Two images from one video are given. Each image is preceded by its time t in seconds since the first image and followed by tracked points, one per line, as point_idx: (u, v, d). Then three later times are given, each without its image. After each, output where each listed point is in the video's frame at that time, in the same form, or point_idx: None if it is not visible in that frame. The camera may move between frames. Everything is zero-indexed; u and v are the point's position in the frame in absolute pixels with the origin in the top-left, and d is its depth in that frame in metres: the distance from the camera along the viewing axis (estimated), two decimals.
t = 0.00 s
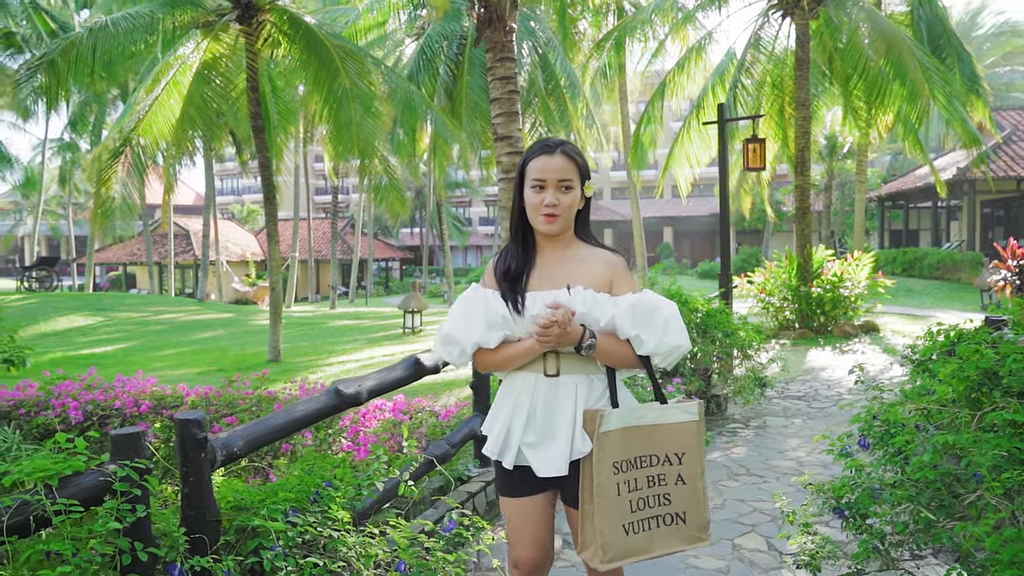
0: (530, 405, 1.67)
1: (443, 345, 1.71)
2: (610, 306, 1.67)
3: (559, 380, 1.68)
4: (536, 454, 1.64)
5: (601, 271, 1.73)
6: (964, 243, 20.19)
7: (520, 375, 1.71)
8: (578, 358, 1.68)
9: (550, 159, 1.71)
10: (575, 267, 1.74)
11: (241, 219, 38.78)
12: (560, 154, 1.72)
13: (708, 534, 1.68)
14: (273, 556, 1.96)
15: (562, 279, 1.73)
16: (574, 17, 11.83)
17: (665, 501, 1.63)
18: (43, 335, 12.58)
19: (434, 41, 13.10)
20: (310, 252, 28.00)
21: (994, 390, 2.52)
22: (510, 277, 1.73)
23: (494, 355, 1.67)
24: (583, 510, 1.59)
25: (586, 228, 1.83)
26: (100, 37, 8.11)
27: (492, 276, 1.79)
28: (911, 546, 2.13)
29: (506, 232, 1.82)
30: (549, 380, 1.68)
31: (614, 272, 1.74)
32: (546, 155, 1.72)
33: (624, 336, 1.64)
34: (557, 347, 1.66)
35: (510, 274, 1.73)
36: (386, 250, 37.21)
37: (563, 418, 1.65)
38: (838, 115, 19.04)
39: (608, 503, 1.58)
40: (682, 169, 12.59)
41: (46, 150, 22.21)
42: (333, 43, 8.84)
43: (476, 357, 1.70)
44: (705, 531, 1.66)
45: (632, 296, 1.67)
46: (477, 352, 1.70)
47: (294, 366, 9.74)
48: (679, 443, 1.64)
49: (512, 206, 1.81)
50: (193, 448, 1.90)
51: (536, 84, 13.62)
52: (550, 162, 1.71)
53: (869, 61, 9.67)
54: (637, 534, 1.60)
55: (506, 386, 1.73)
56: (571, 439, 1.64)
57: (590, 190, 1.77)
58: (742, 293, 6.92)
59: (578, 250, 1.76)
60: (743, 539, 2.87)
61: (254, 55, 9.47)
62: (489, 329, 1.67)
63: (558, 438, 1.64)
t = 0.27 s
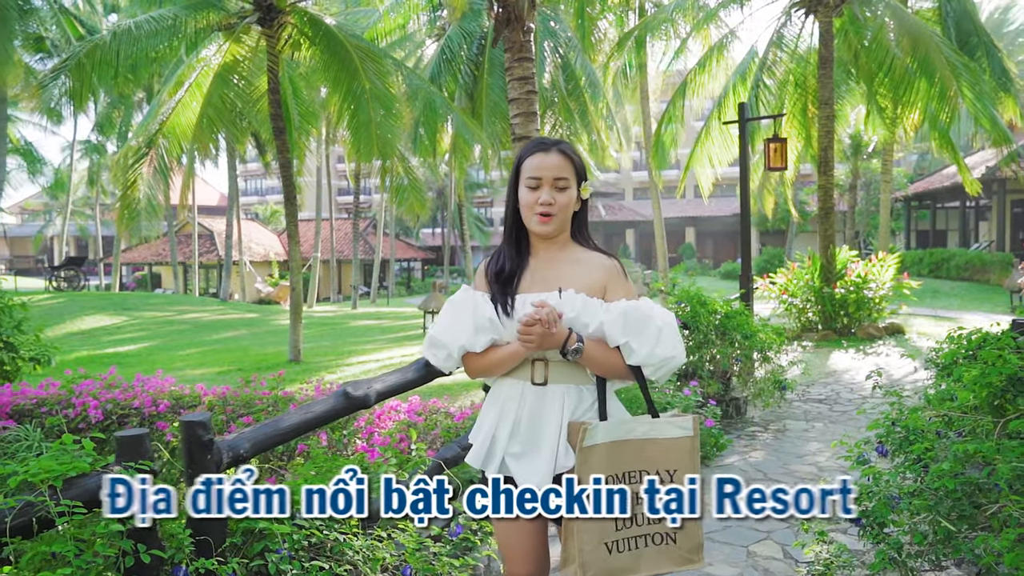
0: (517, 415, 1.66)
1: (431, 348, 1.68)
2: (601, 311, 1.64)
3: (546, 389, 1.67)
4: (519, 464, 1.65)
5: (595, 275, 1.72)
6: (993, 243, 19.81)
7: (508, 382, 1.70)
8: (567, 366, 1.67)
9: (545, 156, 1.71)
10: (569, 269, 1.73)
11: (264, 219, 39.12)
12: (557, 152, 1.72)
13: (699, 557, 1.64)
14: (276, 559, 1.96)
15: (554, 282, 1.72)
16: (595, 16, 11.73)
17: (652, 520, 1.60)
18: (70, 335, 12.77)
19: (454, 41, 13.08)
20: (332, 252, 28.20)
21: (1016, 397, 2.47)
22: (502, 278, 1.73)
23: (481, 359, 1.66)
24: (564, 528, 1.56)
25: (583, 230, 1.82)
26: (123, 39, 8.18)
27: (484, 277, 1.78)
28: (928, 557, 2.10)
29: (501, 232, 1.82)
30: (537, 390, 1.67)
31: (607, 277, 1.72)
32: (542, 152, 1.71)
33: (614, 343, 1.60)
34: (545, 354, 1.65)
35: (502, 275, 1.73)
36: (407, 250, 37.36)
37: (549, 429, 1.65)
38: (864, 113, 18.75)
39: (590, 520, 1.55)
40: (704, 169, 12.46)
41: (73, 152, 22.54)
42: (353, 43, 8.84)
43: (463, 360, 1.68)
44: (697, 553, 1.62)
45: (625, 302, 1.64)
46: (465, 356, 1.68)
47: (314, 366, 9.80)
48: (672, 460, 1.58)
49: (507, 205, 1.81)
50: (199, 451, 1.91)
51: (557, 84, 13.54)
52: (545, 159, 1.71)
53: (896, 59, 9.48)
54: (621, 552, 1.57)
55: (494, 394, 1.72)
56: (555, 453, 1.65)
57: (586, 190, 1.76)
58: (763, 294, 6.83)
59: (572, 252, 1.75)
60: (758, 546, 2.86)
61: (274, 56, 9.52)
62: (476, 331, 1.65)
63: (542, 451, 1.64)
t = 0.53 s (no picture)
0: (502, 423, 1.66)
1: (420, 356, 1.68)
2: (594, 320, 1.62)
3: (534, 399, 1.66)
4: (503, 475, 1.63)
5: (590, 283, 1.70)
6: None
7: (497, 391, 1.70)
8: (556, 377, 1.65)
9: (542, 161, 1.70)
10: (564, 277, 1.71)
11: (288, 219, 39.46)
12: (553, 155, 1.71)
13: None
14: (282, 561, 1.96)
15: (549, 289, 1.71)
16: (615, 14, 11.65)
17: (641, 543, 1.56)
18: (97, 334, 12.98)
19: (475, 41, 13.09)
20: (354, 252, 28.38)
21: None
22: (495, 287, 1.72)
23: (472, 366, 1.65)
24: (545, 545, 1.50)
25: (581, 237, 1.80)
26: (146, 42, 8.27)
27: (478, 285, 1.78)
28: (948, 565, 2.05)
29: (496, 238, 1.81)
30: (524, 399, 1.66)
31: (602, 287, 1.70)
32: (539, 156, 1.70)
33: (604, 354, 1.58)
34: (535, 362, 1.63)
35: (495, 283, 1.72)
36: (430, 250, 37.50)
37: (533, 440, 1.64)
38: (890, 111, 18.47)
39: (573, 535, 1.51)
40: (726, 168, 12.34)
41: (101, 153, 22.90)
42: (371, 44, 8.86)
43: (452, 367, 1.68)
44: None
45: (619, 313, 1.61)
46: (455, 362, 1.68)
47: (334, 366, 9.86)
48: (659, 480, 1.52)
49: (503, 211, 1.81)
50: (206, 453, 1.91)
51: (578, 84, 13.49)
52: (541, 164, 1.70)
53: (922, 55, 9.29)
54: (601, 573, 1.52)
55: (483, 402, 1.71)
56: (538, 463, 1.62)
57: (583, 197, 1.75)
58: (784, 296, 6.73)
59: (567, 260, 1.74)
60: (773, 552, 2.85)
61: (295, 58, 9.56)
62: (465, 338, 1.65)
63: (525, 461, 1.63)
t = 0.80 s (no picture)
0: (501, 429, 1.65)
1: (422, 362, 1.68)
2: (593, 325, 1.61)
3: (533, 403, 1.64)
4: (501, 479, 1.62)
5: (591, 286, 1.68)
6: None
7: (497, 395, 1.69)
8: (556, 381, 1.64)
9: (538, 162, 1.68)
10: (563, 280, 1.69)
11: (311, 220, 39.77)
12: (550, 156, 1.68)
13: None
14: (290, 561, 1.97)
15: (547, 293, 1.69)
16: (635, 13, 11.57)
17: (638, 555, 1.49)
18: (122, 333, 13.16)
19: (495, 42, 13.07)
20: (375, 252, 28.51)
21: None
22: (493, 293, 1.71)
23: (471, 372, 1.65)
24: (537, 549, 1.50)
25: (581, 237, 1.78)
26: (168, 45, 8.36)
27: (478, 290, 1.76)
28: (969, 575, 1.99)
29: (494, 241, 1.79)
30: (524, 403, 1.64)
31: (603, 288, 1.68)
32: (535, 158, 1.68)
33: (605, 359, 1.56)
34: (534, 367, 1.62)
35: (493, 288, 1.71)
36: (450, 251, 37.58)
37: (531, 444, 1.62)
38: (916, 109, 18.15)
39: (565, 538, 1.50)
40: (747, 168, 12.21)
41: (126, 154, 23.22)
42: (389, 45, 8.88)
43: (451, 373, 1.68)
44: None
45: (618, 316, 1.59)
46: (455, 368, 1.67)
47: (353, 366, 9.90)
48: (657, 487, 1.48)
49: (500, 212, 1.79)
50: (215, 452, 1.90)
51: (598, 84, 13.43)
52: (538, 165, 1.67)
53: (948, 52, 9.11)
54: None
55: (483, 405, 1.71)
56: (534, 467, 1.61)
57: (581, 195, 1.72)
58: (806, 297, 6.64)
59: (567, 261, 1.72)
60: (790, 558, 2.83)
61: (314, 59, 9.61)
62: (463, 344, 1.64)
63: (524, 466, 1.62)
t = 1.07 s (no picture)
0: (512, 432, 1.63)
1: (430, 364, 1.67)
2: (601, 325, 1.59)
3: (543, 403, 1.62)
4: (510, 480, 1.60)
5: (599, 283, 1.66)
6: None
7: (506, 397, 1.67)
8: (565, 381, 1.62)
9: (542, 155, 1.66)
10: (571, 275, 1.68)
11: (330, 220, 39.99)
12: (554, 148, 1.67)
13: None
14: (298, 560, 1.97)
15: (554, 291, 1.67)
16: (654, 12, 11.49)
17: (651, 556, 1.49)
18: (144, 332, 13.32)
19: (513, 42, 13.05)
20: (393, 253, 28.62)
21: None
22: (499, 291, 1.69)
23: (483, 373, 1.64)
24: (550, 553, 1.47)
25: (588, 232, 1.77)
26: (188, 46, 8.43)
27: (484, 288, 1.75)
28: None
29: (499, 238, 1.77)
30: (532, 403, 1.63)
31: (610, 284, 1.66)
32: (539, 151, 1.66)
33: (614, 359, 1.54)
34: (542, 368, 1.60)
35: (498, 287, 1.69)
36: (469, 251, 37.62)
37: (540, 446, 1.61)
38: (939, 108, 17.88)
39: (577, 542, 1.48)
40: (766, 168, 12.08)
41: (149, 155, 23.48)
42: (406, 45, 8.88)
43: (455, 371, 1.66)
44: None
45: (627, 315, 1.57)
46: (464, 368, 1.66)
47: (370, 365, 9.91)
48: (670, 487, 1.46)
49: (505, 208, 1.78)
50: (225, 452, 1.91)
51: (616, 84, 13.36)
52: (542, 158, 1.66)
53: (973, 47, 8.95)
54: None
55: (492, 407, 1.69)
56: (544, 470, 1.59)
57: (586, 188, 1.70)
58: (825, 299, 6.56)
59: (572, 255, 1.70)
60: (805, 562, 2.79)
61: (333, 59, 9.64)
62: (472, 345, 1.63)
63: (532, 470, 1.59)
